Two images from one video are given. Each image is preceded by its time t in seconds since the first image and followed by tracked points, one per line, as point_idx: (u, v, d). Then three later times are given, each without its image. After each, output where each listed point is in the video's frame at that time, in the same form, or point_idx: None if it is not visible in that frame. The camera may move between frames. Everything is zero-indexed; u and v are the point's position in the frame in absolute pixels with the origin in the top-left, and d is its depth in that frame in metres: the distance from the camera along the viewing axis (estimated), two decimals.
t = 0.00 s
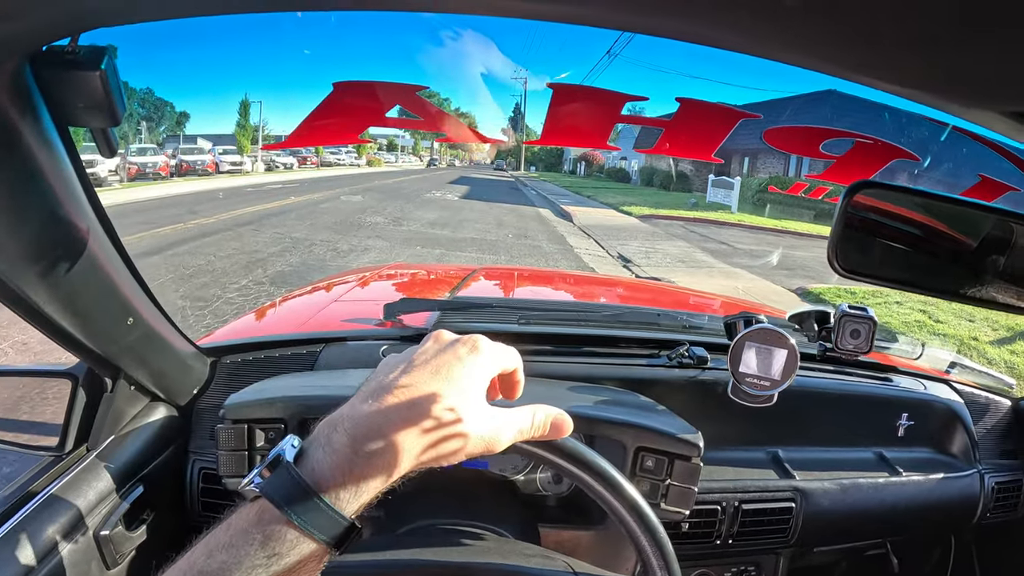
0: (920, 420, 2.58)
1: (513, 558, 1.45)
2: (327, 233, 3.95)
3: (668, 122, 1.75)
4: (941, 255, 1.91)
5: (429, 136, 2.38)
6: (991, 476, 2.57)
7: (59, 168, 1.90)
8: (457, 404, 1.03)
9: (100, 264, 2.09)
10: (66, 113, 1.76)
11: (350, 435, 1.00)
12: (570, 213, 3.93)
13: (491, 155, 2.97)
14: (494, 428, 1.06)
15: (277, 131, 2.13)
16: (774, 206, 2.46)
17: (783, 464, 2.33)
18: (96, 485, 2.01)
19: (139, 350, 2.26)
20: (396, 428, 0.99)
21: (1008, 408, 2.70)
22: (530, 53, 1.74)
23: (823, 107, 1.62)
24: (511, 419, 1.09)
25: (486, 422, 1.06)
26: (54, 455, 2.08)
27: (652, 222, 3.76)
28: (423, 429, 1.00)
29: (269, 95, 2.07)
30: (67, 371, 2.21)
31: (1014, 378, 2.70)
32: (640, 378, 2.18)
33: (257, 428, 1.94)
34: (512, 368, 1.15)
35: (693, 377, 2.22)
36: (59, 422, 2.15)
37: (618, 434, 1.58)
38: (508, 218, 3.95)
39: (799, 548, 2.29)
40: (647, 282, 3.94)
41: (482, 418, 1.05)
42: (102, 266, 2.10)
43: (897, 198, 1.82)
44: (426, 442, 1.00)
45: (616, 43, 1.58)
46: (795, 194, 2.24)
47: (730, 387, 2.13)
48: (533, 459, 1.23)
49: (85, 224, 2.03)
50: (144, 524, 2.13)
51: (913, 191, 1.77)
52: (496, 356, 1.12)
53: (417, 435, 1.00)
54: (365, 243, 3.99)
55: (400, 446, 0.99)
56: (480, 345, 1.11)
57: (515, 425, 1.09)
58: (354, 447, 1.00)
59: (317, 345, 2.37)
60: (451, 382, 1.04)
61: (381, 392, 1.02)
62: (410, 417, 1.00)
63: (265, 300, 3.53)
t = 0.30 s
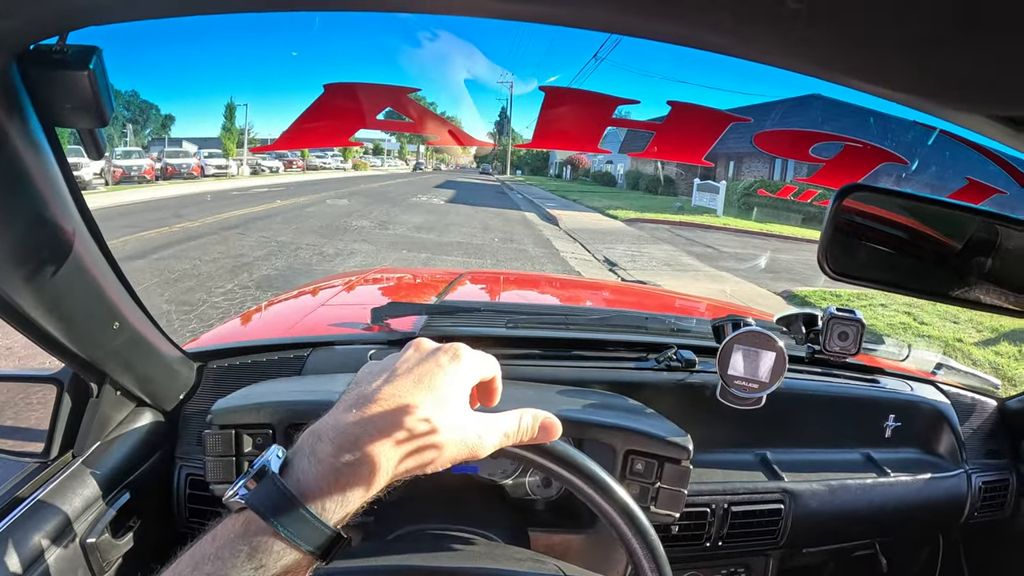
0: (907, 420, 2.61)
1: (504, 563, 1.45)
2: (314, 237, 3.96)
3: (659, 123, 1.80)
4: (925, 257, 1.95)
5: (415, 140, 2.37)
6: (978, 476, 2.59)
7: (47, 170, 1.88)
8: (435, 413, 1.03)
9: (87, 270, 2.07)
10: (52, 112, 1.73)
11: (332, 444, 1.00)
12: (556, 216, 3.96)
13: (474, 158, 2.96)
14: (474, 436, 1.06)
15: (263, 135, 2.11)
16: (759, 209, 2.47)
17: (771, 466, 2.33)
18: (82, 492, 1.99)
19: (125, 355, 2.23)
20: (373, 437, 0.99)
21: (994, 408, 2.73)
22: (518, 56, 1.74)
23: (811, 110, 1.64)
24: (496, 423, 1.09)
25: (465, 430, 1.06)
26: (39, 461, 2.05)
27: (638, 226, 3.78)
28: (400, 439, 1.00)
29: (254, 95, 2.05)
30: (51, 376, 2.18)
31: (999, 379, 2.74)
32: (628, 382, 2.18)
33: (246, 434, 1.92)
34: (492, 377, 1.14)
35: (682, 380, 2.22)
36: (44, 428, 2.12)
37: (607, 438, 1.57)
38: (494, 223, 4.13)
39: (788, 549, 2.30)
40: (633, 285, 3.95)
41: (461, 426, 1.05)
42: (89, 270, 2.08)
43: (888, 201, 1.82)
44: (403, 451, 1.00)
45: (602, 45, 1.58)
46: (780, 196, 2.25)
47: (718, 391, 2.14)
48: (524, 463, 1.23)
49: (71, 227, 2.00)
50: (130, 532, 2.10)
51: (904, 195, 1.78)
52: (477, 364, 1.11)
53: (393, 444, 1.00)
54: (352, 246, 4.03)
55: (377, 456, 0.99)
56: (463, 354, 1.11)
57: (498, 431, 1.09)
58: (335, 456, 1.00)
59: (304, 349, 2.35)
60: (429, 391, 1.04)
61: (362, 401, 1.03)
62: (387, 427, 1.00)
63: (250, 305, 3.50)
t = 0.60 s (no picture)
0: (885, 419, 2.62)
1: (475, 571, 1.42)
2: (294, 242, 3.82)
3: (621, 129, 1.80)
4: (907, 256, 1.93)
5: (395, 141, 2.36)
6: (958, 474, 2.61)
7: (13, 183, 1.84)
8: (405, 455, 1.02)
9: (55, 279, 2.02)
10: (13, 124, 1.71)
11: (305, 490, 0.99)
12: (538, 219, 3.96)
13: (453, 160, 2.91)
14: (447, 473, 1.04)
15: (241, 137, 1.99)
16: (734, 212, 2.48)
17: (748, 467, 2.33)
18: (55, 502, 1.96)
19: (97, 364, 2.18)
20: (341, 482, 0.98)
21: (972, 405, 2.76)
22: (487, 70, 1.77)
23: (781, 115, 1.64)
24: (462, 446, 1.08)
25: (437, 468, 1.03)
26: (13, 471, 2.00)
27: (620, 228, 3.79)
28: (370, 483, 0.98)
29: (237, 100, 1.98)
30: (25, 386, 2.13)
31: (978, 376, 2.78)
32: (604, 385, 2.16)
33: (217, 442, 1.88)
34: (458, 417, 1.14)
35: (657, 382, 2.21)
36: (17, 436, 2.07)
37: (580, 442, 1.56)
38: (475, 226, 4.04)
39: (766, 550, 2.30)
40: (615, 287, 3.95)
41: (435, 466, 1.03)
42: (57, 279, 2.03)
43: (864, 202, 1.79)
44: (373, 497, 0.98)
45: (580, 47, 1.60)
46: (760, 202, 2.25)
47: (692, 393, 2.13)
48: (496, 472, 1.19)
49: (37, 236, 1.95)
50: (106, 541, 2.09)
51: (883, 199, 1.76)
52: (447, 403, 1.11)
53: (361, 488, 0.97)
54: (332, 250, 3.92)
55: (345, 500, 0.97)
56: (437, 395, 1.10)
57: (472, 465, 1.07)
58: (305, 503, 0.98)
59: (278, 356, 2.31)
60: (400, 433, 1.03)
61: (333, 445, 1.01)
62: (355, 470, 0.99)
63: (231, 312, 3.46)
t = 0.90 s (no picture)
0: (857, 414, 2.57)
1: None
2: (269, 248, 3.50)
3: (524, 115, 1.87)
4: (878, 249, 1.89)
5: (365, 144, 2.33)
6: (934, 468, 2.57)
7: None
8: (313, 475, 0.96)
9: None
10: None
11: (208, 522, 0.94)
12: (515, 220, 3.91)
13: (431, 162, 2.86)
14: (360, 492, 0.98)
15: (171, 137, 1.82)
16: (692, 207, 2.43)
17: (714, 468, 2.27)
18: None
19: (34, 380, 2.09)
20: (244, 509, 0.92)
21: (948, 397, 2.75)
22: (424, 66, 1.73)
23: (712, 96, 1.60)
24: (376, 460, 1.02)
25: (348, 486, 0.97)
26: None
27: (596, 226, 3.74)
28: (273, 508, 0.93)
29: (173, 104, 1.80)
30: None
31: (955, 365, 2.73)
32: (559, 388, 2.09)
33: (156, 456, 1.80)
34: (377, 429, 1.10)
35: (615, 383, 2.15)
36: None
37: (525, 450, 1.50)
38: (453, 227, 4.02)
39: (734, 553, 2.24)
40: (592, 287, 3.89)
41: (345, 485, 0.97)
42: None
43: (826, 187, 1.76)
44: (276, 522, 0.92)
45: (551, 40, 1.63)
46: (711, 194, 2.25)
47: (649, 395, 2.07)
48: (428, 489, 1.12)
49: None
50: (53, 559, 2.05)
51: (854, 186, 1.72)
52: (362, 417, 1.06)
53: (264, 514, 0.92)
54: (309, 256, 3.69)
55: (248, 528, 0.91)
56: (347, 410, 1.06)
57: (389, 480, 1.02)
58: (208, 537, 0.92)
59: (226, 365, 2.22)
60: (306, 453, 0.97)
61: (237, 470, 0.96)
62: (259, 494, 0.93)
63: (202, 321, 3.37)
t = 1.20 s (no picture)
0: (838, 406, 2.51)
1: None
2: (246, 253, 3.47)
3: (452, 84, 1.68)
4: (851, 234, 1.97)
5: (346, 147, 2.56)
6: (919, 458, 2.52)
7: None
8: (229, 493, 0.88)
9: None
10: None
11: (122, 551, 0.87)
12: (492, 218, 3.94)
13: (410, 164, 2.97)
14: (283, 507, 0.91)
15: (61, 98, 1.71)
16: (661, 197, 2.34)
17: (691, 467, 2.19)
18: None
19: None
20: (157, 536, 0.86)
21: (933, 383, 2.69)
22: (362, 43, 1.67)
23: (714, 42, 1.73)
24: (302, 474, 0.94)
25: (270, 503, 0.90)
26: None
27: (575, 223, 3.68)
28: (189, 535, 0.86)
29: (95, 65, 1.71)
30: None
31: (938, 352, 2.79)
32: (526, 388, 2.00)
33: (98, 471, 1.69)
34: (309, 439, 1.02)
35: (584, 381, 2.06)
36: None
37: (484, 457, 1.40)
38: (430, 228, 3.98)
39: (714, 554, 2.16)
40: (571, 284, 3.83)
41: (267, 503, 0.90)
42: None
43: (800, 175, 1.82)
44: (191, 548, 0.86)
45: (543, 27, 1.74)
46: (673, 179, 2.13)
47: (617, 393, 1.98)
48: (371, 507, 1.04)
49: None
50: None
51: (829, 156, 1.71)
52: (288, 427, 0.98)
53: (176, 540, 0.85)
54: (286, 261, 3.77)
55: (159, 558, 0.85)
56: (271, 421, 0.97)
57: (317, 494, 0.94)
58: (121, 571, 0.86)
59: (178, 375, 2.11)
60: (223, 472, 0.90)
61: (150, 494, 0.89)
62: (172, 518, 0.86)
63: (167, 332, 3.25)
